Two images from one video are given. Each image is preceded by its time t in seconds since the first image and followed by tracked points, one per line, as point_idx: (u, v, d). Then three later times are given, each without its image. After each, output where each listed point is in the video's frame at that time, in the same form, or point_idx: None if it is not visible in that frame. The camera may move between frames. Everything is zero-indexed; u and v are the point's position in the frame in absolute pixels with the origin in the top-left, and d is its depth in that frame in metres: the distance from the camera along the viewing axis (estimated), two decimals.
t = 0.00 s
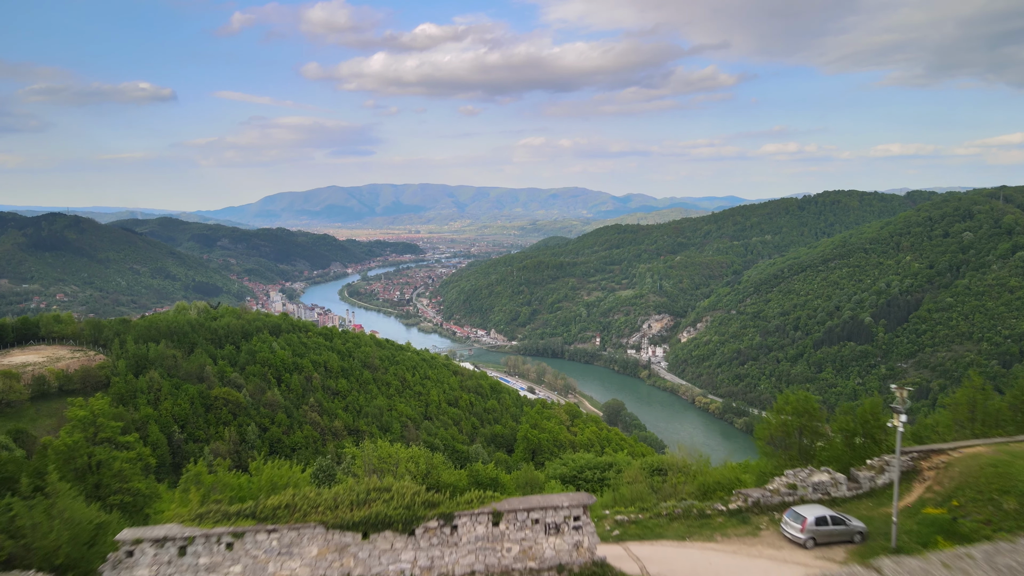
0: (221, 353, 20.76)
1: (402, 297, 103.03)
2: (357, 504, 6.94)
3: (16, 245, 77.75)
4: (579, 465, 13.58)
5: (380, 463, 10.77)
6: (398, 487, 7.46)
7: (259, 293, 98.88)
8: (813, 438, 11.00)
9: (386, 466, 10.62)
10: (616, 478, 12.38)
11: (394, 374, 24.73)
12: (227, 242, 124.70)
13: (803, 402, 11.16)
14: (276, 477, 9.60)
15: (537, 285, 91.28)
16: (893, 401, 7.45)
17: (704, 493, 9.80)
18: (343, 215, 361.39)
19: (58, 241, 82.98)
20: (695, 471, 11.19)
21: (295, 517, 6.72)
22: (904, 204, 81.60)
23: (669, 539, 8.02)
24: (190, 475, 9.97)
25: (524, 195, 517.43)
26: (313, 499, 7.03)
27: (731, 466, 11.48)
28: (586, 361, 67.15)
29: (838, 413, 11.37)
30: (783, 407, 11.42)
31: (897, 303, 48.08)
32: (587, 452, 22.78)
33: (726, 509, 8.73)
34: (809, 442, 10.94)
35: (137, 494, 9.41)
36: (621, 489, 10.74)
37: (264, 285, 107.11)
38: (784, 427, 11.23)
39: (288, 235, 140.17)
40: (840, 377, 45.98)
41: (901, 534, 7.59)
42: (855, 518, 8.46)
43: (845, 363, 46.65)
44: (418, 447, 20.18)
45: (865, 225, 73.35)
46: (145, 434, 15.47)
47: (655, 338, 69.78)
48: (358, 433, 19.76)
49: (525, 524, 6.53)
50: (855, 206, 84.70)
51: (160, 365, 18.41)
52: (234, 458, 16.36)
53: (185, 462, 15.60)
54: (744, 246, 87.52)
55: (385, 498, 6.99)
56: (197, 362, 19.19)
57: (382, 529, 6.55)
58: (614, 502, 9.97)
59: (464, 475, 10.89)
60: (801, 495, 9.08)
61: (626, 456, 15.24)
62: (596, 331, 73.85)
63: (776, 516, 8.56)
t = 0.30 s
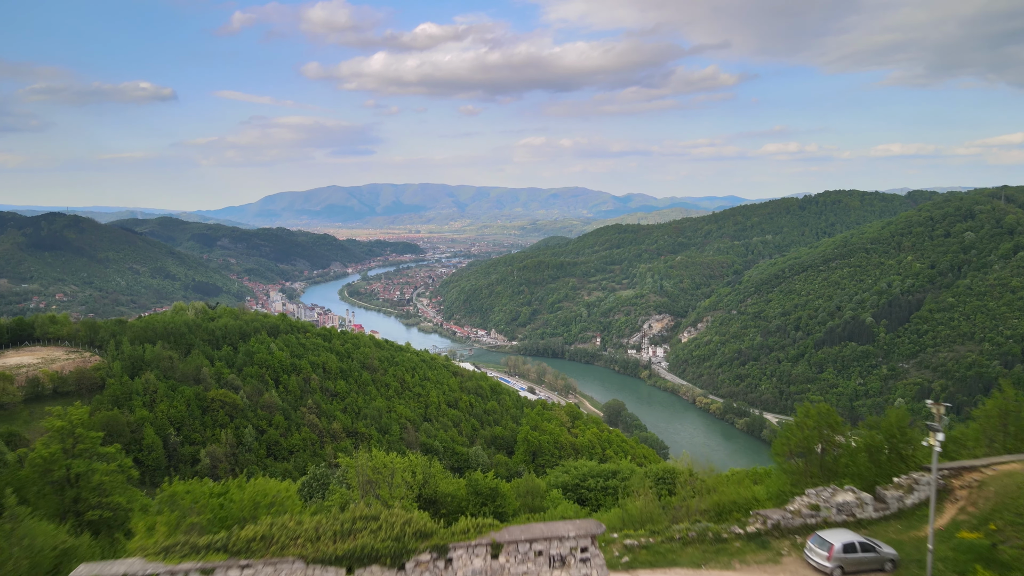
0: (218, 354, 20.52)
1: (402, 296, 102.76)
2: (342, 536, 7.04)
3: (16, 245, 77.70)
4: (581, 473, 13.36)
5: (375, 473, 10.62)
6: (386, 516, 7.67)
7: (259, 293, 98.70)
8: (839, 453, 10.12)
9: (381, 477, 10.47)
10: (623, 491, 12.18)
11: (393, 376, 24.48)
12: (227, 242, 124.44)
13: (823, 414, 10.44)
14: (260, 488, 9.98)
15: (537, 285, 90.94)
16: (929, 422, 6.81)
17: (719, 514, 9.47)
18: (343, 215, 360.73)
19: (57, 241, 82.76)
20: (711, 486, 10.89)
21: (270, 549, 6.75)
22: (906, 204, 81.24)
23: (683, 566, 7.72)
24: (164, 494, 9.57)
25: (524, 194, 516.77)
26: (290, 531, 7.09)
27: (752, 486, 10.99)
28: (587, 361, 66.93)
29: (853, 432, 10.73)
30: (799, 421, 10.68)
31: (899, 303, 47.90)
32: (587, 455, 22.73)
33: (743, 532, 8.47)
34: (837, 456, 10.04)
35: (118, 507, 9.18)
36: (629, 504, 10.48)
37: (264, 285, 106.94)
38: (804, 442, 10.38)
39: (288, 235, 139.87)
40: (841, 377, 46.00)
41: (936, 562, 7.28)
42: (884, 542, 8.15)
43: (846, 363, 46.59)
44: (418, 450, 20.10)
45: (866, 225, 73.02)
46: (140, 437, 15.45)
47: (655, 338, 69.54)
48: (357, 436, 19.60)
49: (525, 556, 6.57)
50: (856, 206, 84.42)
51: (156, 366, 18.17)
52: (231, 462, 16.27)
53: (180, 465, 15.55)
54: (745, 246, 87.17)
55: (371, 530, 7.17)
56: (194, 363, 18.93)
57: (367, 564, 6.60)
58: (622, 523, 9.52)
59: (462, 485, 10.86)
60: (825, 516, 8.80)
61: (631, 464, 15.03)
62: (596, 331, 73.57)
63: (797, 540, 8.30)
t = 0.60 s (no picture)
0: (214, 355, 20.24)
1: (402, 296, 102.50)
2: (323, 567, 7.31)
3: (16, 245, 77.64)
4: (583, 482, 13.18)
5: (368, 484, 10.48)
6: (372, 550, 7.93)
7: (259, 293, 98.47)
8: (864, 469, 9.77)
9: (375, 489, 10.32)
10: (630, 502, 11.96)
11: (392, 377, 24.26)
12: (227, 242, 124.19)
13: (849, 428, 10.16)
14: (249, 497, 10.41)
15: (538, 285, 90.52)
16: (974, 441, 6.47)
17: (738, 540, 8.91)
18: (343, 215, 360.25)
19: (57, 240, 82.58)
20: (729, 506, 10.30)
21: None
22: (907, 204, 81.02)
23: None
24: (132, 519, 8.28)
25: (524, 194, 516.27)
26: (264, 568, 7.08)
27: (770, 505, 10.54)
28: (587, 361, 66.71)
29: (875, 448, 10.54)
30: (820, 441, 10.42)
31: (900, 303, 47.67)
32: (588, 458, 22.57)
33: (765, 561, 7.83)
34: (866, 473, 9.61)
35: (96, 524, 8.69)
36: (636, 520, 10.21)
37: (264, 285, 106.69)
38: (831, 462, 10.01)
39: (287, 235, 139.55)
40: (841, 377, 45.91)
41: None
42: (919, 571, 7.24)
43: (847, 363, 46.50)
44: (417, 453, 20.08)
45: (867, 225, 72.75)
46: (135, 439, 15.30)
47: (656, 338, 69.31)
48: (355, 438, 19.47)
49: None
50: (857, 206, 84.20)
51: (152, 368, 17.93)
52: (227, 465, 16.19)
53: (176, 468, 15.44)
54: (745, 246, 86.86)
55: (355, 566, 7.37)
56: (190, 364, 18.68)
57: None
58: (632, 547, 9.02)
59: (461, 495, 11.02)
60: (853, 541, 8.07)
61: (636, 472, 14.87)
62: (597, 331, 73.28)
63: (824, 569, 7.56)
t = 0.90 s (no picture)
0: (212, 356, 19.99)
1: (402, 296, 102.28)
2: None
3: (15, 245, 77.59)
4: (586, 491, 12.97)
5: (362, 497, 10.25)
6: None
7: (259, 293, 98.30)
8: (894, 490, 8.86)
9: (368, 502, 10.10)
10: (635, 513, 11.75)
11: (391, 379, 24.00)
12: (227, 242, 123.98)
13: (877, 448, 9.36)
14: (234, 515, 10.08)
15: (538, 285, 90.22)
16: None
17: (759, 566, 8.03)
18: (343, 214, 359.94)
19: (57, 240, 82.48)
20: (750, 532, 9.29)
21: None
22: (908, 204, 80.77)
23: None
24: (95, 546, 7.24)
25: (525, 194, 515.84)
26: None
27: (787, 522, 10.06)
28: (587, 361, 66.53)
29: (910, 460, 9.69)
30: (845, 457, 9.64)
31: (901, 303, 47.41)
32: (589, 460, 22.39)
33: None
34: (897, 492, 8.80)
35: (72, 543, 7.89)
36: (645, 540, 9.80)
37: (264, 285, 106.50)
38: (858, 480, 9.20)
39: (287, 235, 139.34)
40: (843, 378, 45.71)
41: None
42: None
43: (849, 363, 46.29)
44: (416, 455, 20.00)
45: (868, 225, 72.46)
46: (130, 442, 15.14)
47: (656, 338, 69.13)
48: (353, 441, 19.29)
49: None
50: (858, 206, 83.97)
51: (148, 370, 17.69)
52: (223, 468, 16.04)
53: (172, 472, 15.32)
54: (746, 246, 86.58)
55: None
56: (187, 366, 18.44)
57: None
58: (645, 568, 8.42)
59: (460, 505, 10.83)
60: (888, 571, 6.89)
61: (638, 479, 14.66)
62: (597, 331, 73.04)
63: None
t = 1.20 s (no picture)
0: (208, 358, 19.76)
1: (402, 296, 102.06)
2: None
3: (15, 244, 77.42)
4: (589, 500, 12.77)
5: (354, 510, 9.94)
6: None
7: (259, 293, 98.08)
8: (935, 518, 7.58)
9: (361, 516, 9.81)
10: (639, 523, 11.54)
11: (391, 380, 23.76)
12: (226, 242, 123.72)
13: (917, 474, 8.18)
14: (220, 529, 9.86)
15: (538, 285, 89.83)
16: None
17: None
18: (343, 214, 359.51)
19: (56, 240, 82.26)
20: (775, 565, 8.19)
21: None
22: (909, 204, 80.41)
23: None
24: None
25: (525, 194, 515.13)
26: None
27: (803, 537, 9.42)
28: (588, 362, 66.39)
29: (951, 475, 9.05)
30: (880, 475, 8.83)
31: (902, 303, 47.14)
32: (589, 463, 22.20)
33: None
34: (934, 518, 7.58)
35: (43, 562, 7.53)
36: (650, 554, 9.53)
37: (264, 285, 106.28)
38: (891, 500, 8.11)
39: (287, 235, 139.05)
40: (844, 378, 45.47)
41: None
42: None
43: (850, 363, 46.07)
44: (415, 457, 19.85)
45: (869, 225, 72.17)
46: (125, 445, 14.95)
47: (657, 338, 69.00)
48: (351, 444, 19.08)
49: None
50: (859, 206, 83.61)
51: (144, 371, 17.46)
52: (220, 471, 15.83)
53: (167, 475, 15.10)
54: (746, 246, 86.25)
55: None
56: (183, 367, 18.21)
57: None
58: None
59: (458, 517, 10.63)
60: None
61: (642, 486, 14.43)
62: (597, 331, 72.77)
63: None
